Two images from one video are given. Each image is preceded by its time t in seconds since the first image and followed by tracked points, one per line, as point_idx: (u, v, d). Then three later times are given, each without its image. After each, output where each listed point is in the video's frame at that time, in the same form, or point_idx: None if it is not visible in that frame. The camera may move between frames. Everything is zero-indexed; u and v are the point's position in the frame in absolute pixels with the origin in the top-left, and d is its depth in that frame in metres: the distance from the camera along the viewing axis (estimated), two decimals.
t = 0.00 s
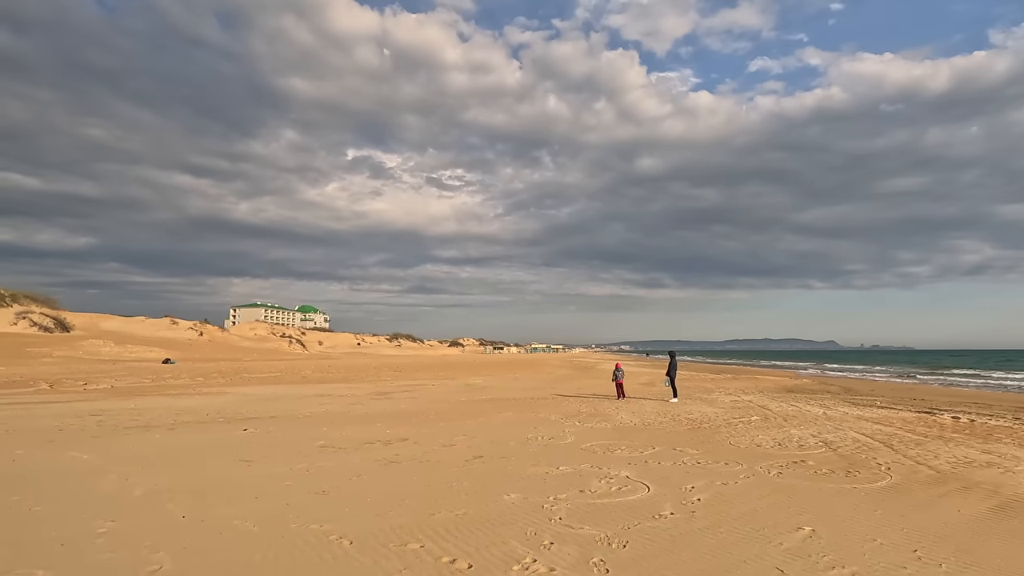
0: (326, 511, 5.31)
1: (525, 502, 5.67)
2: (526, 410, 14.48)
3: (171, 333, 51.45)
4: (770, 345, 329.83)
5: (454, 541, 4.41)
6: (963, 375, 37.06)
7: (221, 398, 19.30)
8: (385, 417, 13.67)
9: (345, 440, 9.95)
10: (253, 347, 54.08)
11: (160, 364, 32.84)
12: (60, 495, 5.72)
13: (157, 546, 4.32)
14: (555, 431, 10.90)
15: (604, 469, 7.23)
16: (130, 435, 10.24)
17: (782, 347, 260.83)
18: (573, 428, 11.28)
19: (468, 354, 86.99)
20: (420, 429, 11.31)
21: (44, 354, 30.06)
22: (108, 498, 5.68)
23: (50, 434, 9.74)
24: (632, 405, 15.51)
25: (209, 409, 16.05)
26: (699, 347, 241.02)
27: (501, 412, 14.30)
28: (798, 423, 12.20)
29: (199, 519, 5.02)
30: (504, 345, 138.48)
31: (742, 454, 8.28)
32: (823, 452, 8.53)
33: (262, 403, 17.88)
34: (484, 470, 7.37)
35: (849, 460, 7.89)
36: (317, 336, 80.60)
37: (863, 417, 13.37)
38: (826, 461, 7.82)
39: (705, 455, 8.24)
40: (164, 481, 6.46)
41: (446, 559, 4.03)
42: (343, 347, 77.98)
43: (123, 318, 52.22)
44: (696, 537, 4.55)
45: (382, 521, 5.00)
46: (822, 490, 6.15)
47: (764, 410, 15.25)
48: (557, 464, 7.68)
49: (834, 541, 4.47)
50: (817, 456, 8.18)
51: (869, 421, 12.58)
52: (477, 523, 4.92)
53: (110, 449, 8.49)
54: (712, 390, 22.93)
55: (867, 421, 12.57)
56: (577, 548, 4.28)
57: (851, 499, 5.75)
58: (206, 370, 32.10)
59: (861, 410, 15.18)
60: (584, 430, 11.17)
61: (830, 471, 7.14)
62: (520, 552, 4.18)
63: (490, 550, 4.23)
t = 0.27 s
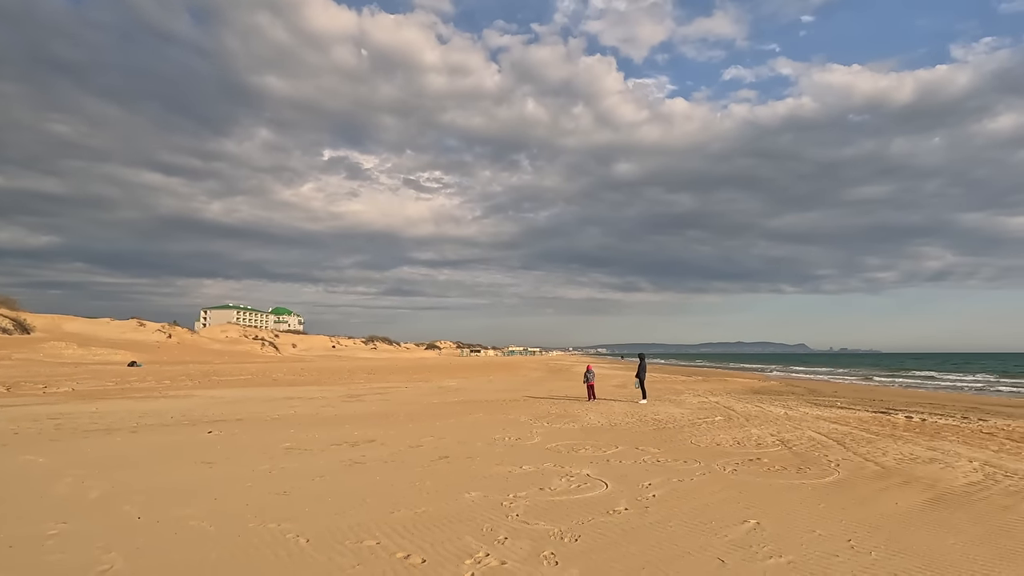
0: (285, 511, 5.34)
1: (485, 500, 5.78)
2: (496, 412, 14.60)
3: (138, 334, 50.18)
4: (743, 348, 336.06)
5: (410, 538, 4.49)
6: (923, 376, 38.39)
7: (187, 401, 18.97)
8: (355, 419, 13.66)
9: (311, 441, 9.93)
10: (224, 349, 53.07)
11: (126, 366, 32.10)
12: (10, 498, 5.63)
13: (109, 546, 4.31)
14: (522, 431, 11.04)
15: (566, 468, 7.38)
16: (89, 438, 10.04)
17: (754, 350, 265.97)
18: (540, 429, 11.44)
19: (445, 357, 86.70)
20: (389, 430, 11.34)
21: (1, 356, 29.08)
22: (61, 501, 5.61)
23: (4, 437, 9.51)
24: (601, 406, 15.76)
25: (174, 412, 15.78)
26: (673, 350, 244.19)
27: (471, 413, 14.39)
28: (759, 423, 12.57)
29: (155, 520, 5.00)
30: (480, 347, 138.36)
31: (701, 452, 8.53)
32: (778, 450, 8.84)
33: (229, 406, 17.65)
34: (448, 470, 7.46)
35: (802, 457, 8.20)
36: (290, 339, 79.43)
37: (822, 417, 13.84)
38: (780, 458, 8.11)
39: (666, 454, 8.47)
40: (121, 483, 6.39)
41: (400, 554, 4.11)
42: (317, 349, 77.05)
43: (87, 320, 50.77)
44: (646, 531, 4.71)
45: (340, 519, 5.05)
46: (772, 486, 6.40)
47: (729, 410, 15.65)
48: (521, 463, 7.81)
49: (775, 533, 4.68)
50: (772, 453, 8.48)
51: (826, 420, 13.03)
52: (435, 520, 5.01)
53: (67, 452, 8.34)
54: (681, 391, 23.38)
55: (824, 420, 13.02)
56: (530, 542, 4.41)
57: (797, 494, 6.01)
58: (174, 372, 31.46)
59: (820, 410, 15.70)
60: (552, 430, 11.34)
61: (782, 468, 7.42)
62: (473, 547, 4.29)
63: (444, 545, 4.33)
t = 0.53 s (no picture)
0: (251, 510, 5.38)
1: (451, 497, 5.88)
2: (471, 411, 14.68)
3: (111, 333, 49.22)
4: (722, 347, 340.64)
5: (372, 535, 4.57)
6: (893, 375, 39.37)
7: (161, 401, 18.74)
8: (330, 419, 13.63)
9: (283, 441, 9.91)
10: (201, 348, 52.25)
11: (98, 366, 31.53)
12: None
13: (68, 546, 4.31)
14: (496, 430, 11.16)
15: (534, 466, 7.51)
16: (55, 439, 9.91)
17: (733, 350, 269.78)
18: (514, 428, 11.57)
19: (426, 356, 86.46)
20: (363, 430, 11.36)
21: None
22: (22, 502, 5.57)
23: None
24: (577, 405, 15.94)
25: (147, 412, 15.60)
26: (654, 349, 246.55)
27: (447, 413, 14.45)
28: (729, 421, 12.87)
29: (117, 520, 5.01)
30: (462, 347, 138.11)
31: (668, 450, 8.74)
32: (743, 447, 9.08)
33: (203, 406, 17.49)
34: (418, 469, 7.55)
35: (765, 454, 8.44)
36: (269, 338, 78.53)
37: (790, 415, 14.20)
38: (743, 455, 8.35)
39: (634, 451, 8.66)
40: (85, 484, 6.35)
41: (361, 551, 4.18)
42: (297, 348, 76.33)
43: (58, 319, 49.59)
44: (605, 526, 4.86)
45: (305, 517, 5.11)
46: (732, 482, 6.60)
47: (701, 408, 15.95)
48: (490, 462, 7.93)
49: (728, 526, 4.86)
50: (736, 450, 8.71)
51: (794, 418, 13.37)
52: (399, 518, 5.09)
53: (31, 453, 8.24)
54: (657, 390, 23.72)
55: (791, 418, 13.36)
56: (490, 538, 4.51)
57: (754, 489, 6.22)
58: (147, 372, 30.94)
59: (790, 409, 16.09)
60: (525, 429, 11.48)
61: (745, 464, 7.65)
62: (434, 542, 4.39)
63: (405, 542, 4.42)
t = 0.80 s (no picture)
0: (224, 506, 5.46)
1: (423, 492, 6.04)
2: (451, 409, 14.81)
3: (87, 332, 48.34)
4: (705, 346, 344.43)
5: (343, 528, 4.71)
6: (867, 373, 40.26)
7: (137, 401, 18.56)
8: (309, 417, 13.65)
9: (259, 440, 9.95)
10: (180, 347, 51.54)
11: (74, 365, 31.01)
12: None
13: (40, 542, 4.38)
14: (473, 428, 11.31)
15: (507, 462, 7.69)
16: (27, 439, 9.84)
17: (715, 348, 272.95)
18: (491, 425, 11.74)
19: (410, 355, 86.19)
20: (341, 428, 11.44)
21: None
22: None
23: None
24: (555, 403, 16.16)
25: (123, 411, 15.47)
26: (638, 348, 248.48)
27: (426, 411, 14.57)
28: (702, 417, 13.19)
29: (90, 516, 5.07)
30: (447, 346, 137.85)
31: (639, 446, 8.98)
32: (712, 443, 9.37)
33: (181, 405, 17.37)
34: (393, 465, 7.68)
35: (731, 449, 8.72)
36: (251, 337, 77.68)
37: (762, 412, 14.56)
38: (710, 450, 8.62)
39: (606, 447, 8.89)
40: (58, 482, 6.38)
41: (330, 544, 4.32)
42: (278, 347, 75.65)
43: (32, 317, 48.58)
44: (569, 517, 5.05)
45: (277, 512, 5.22)
46: (696, 475, 6.85)
47: (677, 406, 16.29)
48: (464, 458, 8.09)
49: (687, 517, 5.09)
50: (704, 446, 8.99)
51: (765, 415, 13.74)
52: (369, 512, 5.23)
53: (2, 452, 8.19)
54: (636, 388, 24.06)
55: (762, 415, 13.73)
56: (457, 530, 4.67)
57: (716, 482, 6.46)
58: (124, 372, 30.49)
59: (762, 406, 16.50)
60: (502, 426, 11.65)
61: (711, 459, 7.91)
62: (402, 535, 4.54)
63: (374, 534, 4.56)
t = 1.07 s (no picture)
0: (202, 504, 5.55)
1: (399, 489, 6.18)
2: (431, 409, 14.94)
3: (63, 332, 47.52)
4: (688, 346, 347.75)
5: (318, 523, 4.84)
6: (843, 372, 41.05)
7: (115, 401, 18.39)
8: (289, 417, 13.69)
9: (239, 440, 9.99)
10: (159, 348, 50.81)
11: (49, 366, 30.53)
12: None
13: (16, 539, 4.44)
14: (452, 427, 11.45)
15: (484, 459, 7.86)
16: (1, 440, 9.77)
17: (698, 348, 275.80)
18: (471, 424, 11.89)
19: (395, 355, 85.71)
20: (321, 428, 11.51)
21: None
22: None
23: None
24: (536, 402, 16.35)
25: (100, 412, 15.33)
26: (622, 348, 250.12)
27: (407, 411, 14.67)
28: (678, 416, 13.49)
29: (66, 515, 5.13)
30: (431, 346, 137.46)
31: (614, 443, 9.22)
32: (684, 440, 9.63)
33: (160, 406, 17.26)
34: (371, 463, 7.81)
35: (702, 446, 8.99)
36: (232, 336, 76.84)
37: (736, 410, 14.92)
38: (682, 447, 8.88)
39: (581, 445, 9.11)
40: (34, 482, 6.40)
41: (305, 538, 4.45)
42: (261, 347, 74.96)
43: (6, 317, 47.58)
44: (538, 511, 5.23)
45: (254, 509, 5.33)
46: (665, 471, 7.09)
47: (655, 405, 16.59)
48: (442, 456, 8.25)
49: (652, 510, 5.30)
50: (677, 443, 9.25)
51: (738, 413, 14.10)
52: (345, 508, 5.37)
53: None
54: (617, 388, 24.37)
55: (736, 413, 14.08)
56: (430, 524, 4.83)
57: (684, 478, 6.70)
58: (102, 372, 30.07)
59: (737, 404, 16.89)
60: (481, 425, 11.81)
61: (681, 455, 8.16)
62: (376, 529, 4.68)
63: (349, 529, 4.69)
